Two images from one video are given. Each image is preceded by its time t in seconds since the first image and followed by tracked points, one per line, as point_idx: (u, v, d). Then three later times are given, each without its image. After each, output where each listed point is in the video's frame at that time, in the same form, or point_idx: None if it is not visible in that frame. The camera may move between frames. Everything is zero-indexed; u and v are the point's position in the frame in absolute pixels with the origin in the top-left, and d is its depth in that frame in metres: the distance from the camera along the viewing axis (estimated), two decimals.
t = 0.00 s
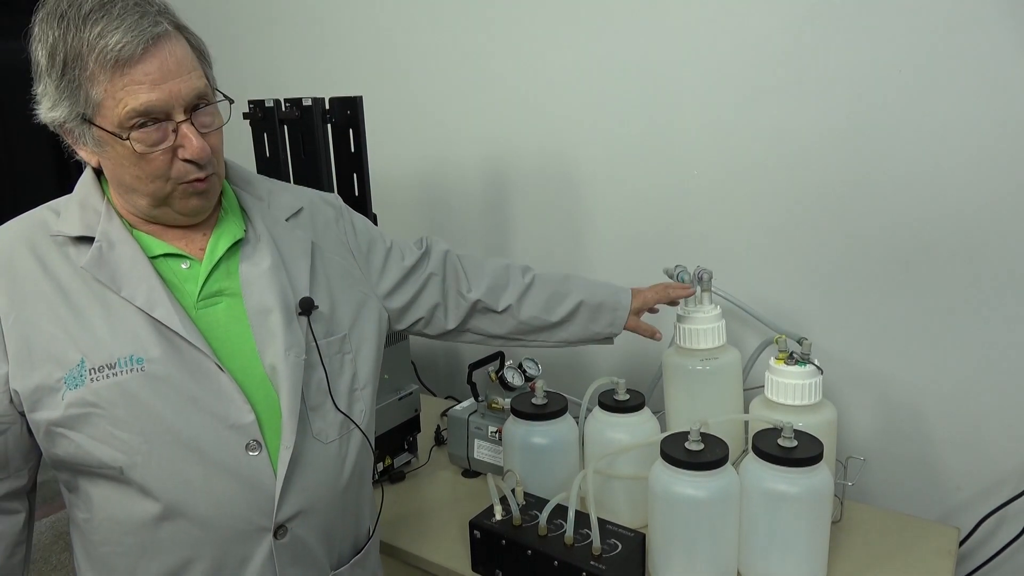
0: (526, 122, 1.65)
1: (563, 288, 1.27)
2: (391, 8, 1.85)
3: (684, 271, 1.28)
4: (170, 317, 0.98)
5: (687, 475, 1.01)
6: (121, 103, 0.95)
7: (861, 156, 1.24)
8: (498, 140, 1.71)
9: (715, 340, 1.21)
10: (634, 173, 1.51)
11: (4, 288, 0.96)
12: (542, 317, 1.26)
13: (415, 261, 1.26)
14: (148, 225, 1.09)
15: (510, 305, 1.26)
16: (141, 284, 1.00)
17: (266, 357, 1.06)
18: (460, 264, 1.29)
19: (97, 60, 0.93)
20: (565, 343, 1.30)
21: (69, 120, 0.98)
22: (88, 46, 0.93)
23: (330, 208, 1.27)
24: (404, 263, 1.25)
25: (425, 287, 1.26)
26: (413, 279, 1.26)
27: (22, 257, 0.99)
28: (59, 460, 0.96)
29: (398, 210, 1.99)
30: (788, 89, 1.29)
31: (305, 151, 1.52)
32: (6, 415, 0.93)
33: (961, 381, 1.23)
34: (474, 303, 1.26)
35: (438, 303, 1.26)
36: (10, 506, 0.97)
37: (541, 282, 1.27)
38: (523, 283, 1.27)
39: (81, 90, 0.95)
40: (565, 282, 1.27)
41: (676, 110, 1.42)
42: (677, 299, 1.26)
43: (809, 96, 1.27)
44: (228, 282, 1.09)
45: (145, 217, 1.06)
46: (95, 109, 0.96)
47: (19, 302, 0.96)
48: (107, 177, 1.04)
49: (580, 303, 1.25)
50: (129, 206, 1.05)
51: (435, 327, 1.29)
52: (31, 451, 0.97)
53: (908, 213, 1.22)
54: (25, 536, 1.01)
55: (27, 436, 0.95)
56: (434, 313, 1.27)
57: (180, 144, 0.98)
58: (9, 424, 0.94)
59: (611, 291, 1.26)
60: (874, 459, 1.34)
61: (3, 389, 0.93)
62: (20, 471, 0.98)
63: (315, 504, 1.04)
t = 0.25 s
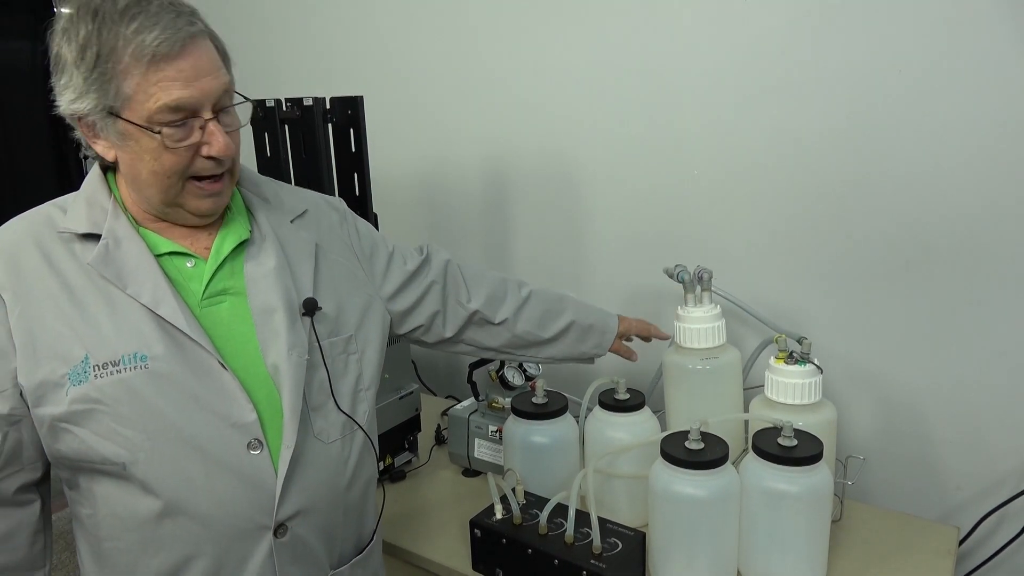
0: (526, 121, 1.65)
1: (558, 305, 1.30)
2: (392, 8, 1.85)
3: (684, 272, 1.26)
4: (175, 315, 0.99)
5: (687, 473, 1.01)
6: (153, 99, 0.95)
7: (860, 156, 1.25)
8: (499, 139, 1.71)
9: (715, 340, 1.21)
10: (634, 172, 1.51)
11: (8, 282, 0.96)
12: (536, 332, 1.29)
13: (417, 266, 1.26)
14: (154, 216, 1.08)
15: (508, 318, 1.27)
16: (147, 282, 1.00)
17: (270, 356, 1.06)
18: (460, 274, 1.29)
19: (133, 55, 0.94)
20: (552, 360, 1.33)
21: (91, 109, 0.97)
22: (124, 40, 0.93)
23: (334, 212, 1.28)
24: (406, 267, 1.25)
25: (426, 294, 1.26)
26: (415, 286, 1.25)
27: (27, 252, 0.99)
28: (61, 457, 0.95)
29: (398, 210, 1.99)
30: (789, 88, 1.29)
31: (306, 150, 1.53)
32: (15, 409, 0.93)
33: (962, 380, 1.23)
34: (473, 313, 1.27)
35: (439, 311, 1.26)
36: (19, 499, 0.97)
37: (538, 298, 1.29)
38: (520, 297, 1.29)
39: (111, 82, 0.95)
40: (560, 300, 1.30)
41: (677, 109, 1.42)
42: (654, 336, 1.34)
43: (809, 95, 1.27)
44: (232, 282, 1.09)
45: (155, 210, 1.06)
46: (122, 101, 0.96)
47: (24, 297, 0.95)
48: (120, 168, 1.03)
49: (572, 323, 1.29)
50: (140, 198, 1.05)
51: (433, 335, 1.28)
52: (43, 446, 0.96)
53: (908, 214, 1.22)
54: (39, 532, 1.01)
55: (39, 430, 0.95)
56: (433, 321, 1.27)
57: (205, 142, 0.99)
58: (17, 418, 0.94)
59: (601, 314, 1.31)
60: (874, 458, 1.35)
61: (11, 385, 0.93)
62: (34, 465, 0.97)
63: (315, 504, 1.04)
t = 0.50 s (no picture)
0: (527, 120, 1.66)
1: (559, 301, 1.30)
2: (392, 7, 1.85)
3: (686, 271, 1.26)
4: (197, 309, 0.99)
5: (688, 472, 1.01)
6: (221, 96, 0.97)
7: (862, 155, 1.25)
8: (500, 138, 1.71)
9: (715, 339, 1.21)
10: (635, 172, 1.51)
11: (28, 274, 0.95)
12: (537, 328, 1.29)
13: (421, 265, 1.27)
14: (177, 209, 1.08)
15: (509, 314, 1.28)
16: (169, 276, 1.01)
17: (285, 350, 1.06)
18: (464, 274, 1.30)
19: (210, 54, 0.96)
20: (553, 355, 1.34)
21: (149, 98, 0.97)
22: (204, 39, 0.96)
23: (342, 213, 1.28)
24: (411, 266, 1.26)
25: (429, 292, 1.26)
26: (419, 283, 1.26)
27: (45, 245, 0.98)
28: (77, 452, 0.94)
29: (398, 209, 1.99)
30: (789, 88, 1.29)
31: (307, 150, 1.55)
32: (32, 402, 0.93)
33: (962, 381, 1.23)
34: (475, 310, 1.28)
35: (442, 308, 1.27)
36: (35, 493, 0.97)
37: (539, 294, 1.30)
38: (521, 293, 1.30)
39: (180, 75, 0.96)
40: (561, 296, 1.31)
41: (678, 109, 1.43)
42: (652, 337, 1.35)
43: (809, 94, 1.27)
44: (249, 278, 1.09)
45: (187, 203, 1.05)
46: (187, 95, 0.97)
47: (43, 289, 0.95)
48: (160, 158, 1.02)
49: (573, 318, 1.29)
50: (174, 190, 1.04)
51: (437, 332, 1.29)
52: (58, 441, 0.96)
53: (909, 213, 1.22)
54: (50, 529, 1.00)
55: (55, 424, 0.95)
56: (437, 318, 1.28)
57: (259, 143, 1.02)
58: (34, 410, 0.93)
59: (602, 309, 1.31)
60: (875, 458, 1.35)
61: (29, 377, 0.92)
62: (49, 459, 0.97)
63: (328, 498, 1.04)
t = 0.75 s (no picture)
0: (528, 119, 1.66)
1: (570, 301, 1.30)
2: (394, 7, 1.85)
3: (688, 272, 1.26)
4: (227, 297, 1.00)
5: (690, 472, 1.01)
6: (223, 53, 0.99)
7: (864, 155, 1.25)
8: (500, 137, 1.71)
9: (716, 340, 1.21)
10: (636, 171, 1.51)
11: (57, 257, 0.96)
12: (548, 328, 1.29)
13: (435, 270, 1.27)
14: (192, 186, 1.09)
15: (520, 315, 1.28)
16: (200, 263, 1.02)
17: (306, 344, 1.07)
18: (474, 278, 1.30)
19: (219, 15, 1.00)
20: (565, 357, 1.33)
21: (164, 57, 1.02)
22: (217, 3, 1.00)
23: (362, 215, 1.30)
24: (426, 271, 1.26)
25: (443, 296, 1.27)
26: (433, 288, 1.26)
27: (76, 230, 0.99)
28: (93, 439, 0.94)
29: (399, 208, 1.99)
30: (790, 87, 1.29)
31: (309, 150, 1.55)
32: (53, 384, 0.92)
33: (963, 381, 1.23)
34: (487, 312, 1.28)
35: (454, 312, 1.27)
36: (40, 482, 0.95)
37: (549, 295, 1.30)
38: (532, 295, 1.30)
39: (190, 33, 1.00)
40: (571, 297, 1.31)
41: (679, 107, 1.43)
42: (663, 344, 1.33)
43: (810, 93, 1.28)
44: (275, 270, 1.10)
45: (193, 172, 1.06)
46: (195, 53, 1.00)
47: (72, 272, 0.96)
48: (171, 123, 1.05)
49: (584, 318, 1.29)
50: (182, 156, 1.06)
51: (449, 334, 1.29)
52: (72, 428, 0.95)
53: (911, 213, 1.22)
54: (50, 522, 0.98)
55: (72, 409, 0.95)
56: (450, 321, 1.28)
57: (258, 107, 1.02)
58: (53, 394, 0.93)
59: (613, 309, 1.32)
60: (877, 459, 1.35)
61: (51, 359, 0.92)
62: (60, 447, 0.96)
63: (343, 491, 1.04)
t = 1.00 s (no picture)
0: (528, 119, 1.66)
1: (578, 311, 1.31)
2: (395, 7, 1.85)
3: (692, 272, 1.26)
4: (247, 290, 1.01)
5: (693, 474, 1.01)
6: (257, 49, 1.00)
7: (865, 155, 1.25)
8: (501, 137, 1.71)
9: (721, 341, 1.21)
10: (636, 171, 1.51)
11: (82, 249, 0.97)
12: (557, 338, 1.30)
13: (449, 279, 1.28)
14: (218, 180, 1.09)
15: (529, 324, 1.29)
16: (220, 256, 1.02)
17: (324, 340, 1.07)
18: (485, 286, 1.32)
19: (256, 12, 1.01)
20: (572, 366, 1.35)
21: (199, 51, 1.03)
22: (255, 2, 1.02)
23: (381, 219, 1.31)
24: (440, 279, 1.27)
25: (457, 305, 1.28)
26: (447, 296, 1.27)
27: (101, 223, 1.00)
28: (112, 428, 0.95)
29: (400, 208, 1.99)
30: (791, 87, 1.29)
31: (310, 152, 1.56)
32: (75, 372, 0.94)
33: (965, 382, 1.23)
34: (498, 322, 1.29)
35: (467, 321, 1.28)
36: (61, 467, 0.97)
37: (557, 304, 1.31)
38: (540, 304, 1.31)
39: (226, 28, 1.01)
40: (580, 306, 1.32)
41: (679, 107, 1.42)
42: (671, 351, 1.26)
43: (811, 93, 1.27)
44: (295, 266, 1.11)
45: (220, 165, 1.06)
46: (230, 48, 1.01)
47: (96, 264, 0.96)
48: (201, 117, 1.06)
49: (591, 327, 1.30)
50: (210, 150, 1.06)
51: (462, 344, 1.30)
52: (93, 417, 0.97)
53: (913, 213, 1.22)
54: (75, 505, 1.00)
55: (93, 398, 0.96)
56: (462, 331, 1.29)
57: (288, 103, 1.02)
58: (75, 382, 0.95)
59: (620, 317, 1.32)
60: (878, 460, 1.35)
61: (73, 348, 0.94)
62: (81, 435, 0.98)
63: (358, 489, 1.05)
